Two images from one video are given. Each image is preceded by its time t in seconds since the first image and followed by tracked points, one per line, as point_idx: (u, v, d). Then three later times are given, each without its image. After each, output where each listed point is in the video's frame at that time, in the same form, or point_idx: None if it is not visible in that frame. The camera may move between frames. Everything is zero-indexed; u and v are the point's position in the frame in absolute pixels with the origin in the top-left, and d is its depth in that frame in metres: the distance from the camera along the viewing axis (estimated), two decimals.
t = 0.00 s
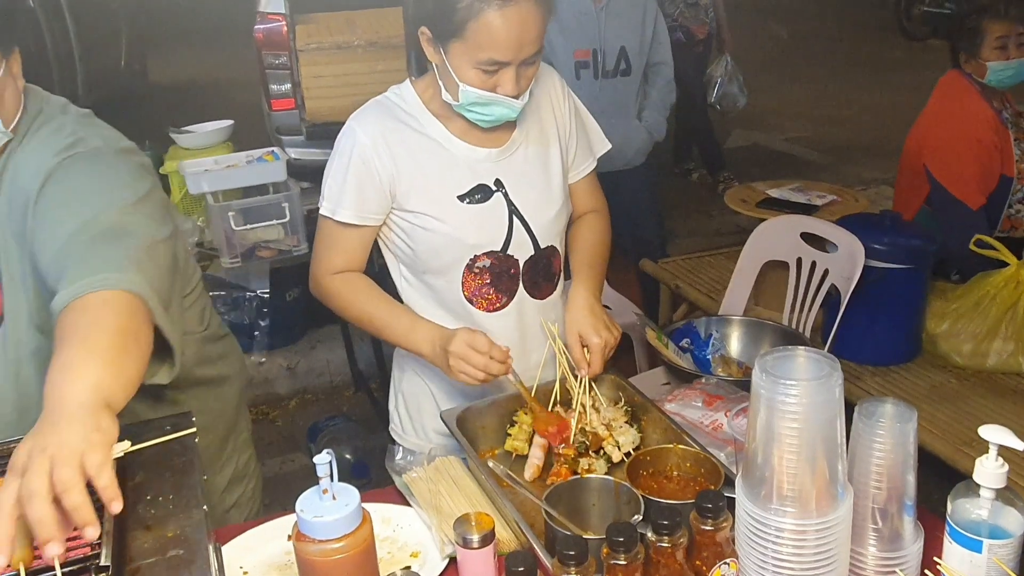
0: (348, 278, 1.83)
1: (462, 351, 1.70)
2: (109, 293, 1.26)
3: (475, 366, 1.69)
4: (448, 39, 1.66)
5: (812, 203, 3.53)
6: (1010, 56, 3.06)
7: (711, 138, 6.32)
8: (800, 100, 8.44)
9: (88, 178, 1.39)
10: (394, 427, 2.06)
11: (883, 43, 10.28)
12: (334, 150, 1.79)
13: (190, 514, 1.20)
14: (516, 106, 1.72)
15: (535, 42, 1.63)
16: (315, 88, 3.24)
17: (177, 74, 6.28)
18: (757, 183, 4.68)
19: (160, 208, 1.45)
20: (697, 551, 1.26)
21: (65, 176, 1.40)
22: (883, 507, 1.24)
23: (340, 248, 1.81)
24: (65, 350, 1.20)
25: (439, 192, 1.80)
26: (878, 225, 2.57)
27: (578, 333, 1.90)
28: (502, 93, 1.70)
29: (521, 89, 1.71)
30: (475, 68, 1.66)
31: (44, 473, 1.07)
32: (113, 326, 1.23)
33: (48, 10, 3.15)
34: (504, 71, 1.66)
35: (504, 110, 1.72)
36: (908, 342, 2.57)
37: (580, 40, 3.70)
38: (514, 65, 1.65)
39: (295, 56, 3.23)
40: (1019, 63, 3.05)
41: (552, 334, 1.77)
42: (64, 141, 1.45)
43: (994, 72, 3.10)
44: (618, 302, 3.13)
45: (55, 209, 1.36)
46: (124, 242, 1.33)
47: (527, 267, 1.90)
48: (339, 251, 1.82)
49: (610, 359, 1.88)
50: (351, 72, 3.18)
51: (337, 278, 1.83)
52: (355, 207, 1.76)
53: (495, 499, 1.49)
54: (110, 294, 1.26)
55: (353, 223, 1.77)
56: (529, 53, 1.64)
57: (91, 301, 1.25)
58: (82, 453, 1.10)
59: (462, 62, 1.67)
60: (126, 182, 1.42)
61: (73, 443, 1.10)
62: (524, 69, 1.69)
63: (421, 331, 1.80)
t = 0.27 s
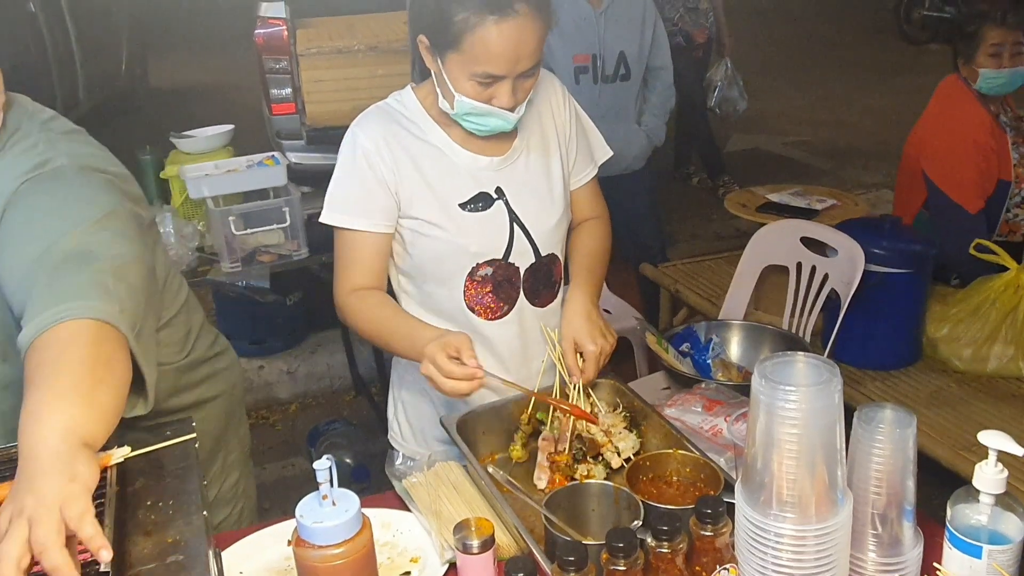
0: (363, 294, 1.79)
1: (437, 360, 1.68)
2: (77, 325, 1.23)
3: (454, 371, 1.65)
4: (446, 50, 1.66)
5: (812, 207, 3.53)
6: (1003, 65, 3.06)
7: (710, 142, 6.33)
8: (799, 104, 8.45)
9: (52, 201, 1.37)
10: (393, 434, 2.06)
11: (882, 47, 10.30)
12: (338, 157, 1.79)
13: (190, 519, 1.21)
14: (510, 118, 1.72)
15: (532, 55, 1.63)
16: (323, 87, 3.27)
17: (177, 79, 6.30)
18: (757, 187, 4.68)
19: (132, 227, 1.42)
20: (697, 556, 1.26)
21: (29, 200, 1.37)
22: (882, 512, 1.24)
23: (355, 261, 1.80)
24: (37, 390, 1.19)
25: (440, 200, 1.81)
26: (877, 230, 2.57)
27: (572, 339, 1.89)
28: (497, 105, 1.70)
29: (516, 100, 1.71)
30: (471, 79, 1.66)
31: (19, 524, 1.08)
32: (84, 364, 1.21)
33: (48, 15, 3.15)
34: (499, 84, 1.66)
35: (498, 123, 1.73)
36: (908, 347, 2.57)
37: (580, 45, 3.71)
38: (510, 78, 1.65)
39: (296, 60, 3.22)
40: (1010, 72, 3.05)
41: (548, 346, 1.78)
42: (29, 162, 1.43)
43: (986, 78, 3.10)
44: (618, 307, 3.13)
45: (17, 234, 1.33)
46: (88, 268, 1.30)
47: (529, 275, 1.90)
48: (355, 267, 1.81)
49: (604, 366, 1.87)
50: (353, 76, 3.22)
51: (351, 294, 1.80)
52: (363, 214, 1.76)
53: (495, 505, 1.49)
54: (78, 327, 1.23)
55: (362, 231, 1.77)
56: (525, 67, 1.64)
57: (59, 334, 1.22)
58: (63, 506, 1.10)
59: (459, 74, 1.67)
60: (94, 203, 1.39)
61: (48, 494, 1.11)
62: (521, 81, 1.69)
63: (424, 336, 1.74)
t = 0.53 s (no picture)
0: (425, 326, 1.71)
1: (565, 429, 1.56)
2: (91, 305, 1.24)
3: (585, 441, 1.55)
4: (434, 69, 1.65)
5: (812, 213, 3.53)
6: (1000, 73, 3.08)
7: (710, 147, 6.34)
8: (798, 109, 8.47)
9: (57, 197, 1.37)
10: (392, 440, 2.06)
11: (881, 52, 10.32)
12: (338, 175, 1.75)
13: (190, 526, 1.20)
14: (501, 134, 1.72)
15: (518, 72, 1.60)
16: (323, 92, 3.28)
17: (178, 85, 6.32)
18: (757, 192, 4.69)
19: (136, 221, 1.43)
20: (698, 563, 1.26)
21: (31, 199, 1.37)
22: (883, 519, 1.24)
23: (389, 286, 1.73)
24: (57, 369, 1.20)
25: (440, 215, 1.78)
26: (878, 236, 2.57)
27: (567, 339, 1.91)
28: (486, 122, 1.69)
29: (507, 117, 1.70)
30: (460, 97, 1.65)
31: (45, 497, 1.08)
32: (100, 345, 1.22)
33: (50, 19, 3.16)
34: (488, 102, 1.64)
35: (490, 138, 1.73)
36: (909, 353, 2.57)
37: (579, 51, 3.72)
38: (500, 96, 1.63)
39: (296, 66, 3.22)
40: (1008, 80, 3.06)
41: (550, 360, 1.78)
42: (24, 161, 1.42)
43: (984, 86, 3.11)
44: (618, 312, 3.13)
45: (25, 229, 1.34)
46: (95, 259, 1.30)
47: (530, 284, 1.90)
48: (395, 296, 1.73)
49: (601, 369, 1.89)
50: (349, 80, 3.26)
51: (415, 323, 1.72)
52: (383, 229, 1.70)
53: (496, 511, 1.48)
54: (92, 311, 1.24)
55: (387, 248, 1.71)
56: (512, 86, 1.62)
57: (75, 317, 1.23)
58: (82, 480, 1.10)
59: (448, 92, 1.66)
60: (97, 197, 1.39)
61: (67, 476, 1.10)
62: (511, 99, 1.67)
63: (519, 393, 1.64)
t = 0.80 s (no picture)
0: (402, 331, 1.72)
1: (512, 421, 1.58)
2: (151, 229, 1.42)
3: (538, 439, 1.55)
4: (435, 75, 1.64)
5: (811, 216, 3.53)
6: (999, 77, 3.08)
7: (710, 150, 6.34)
8: (798, 112, 8.48)
9: (103, 157, 1.52)
10: (392, 443, 2.06)
11: (880, 55, 10.33)
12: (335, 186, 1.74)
13: (187, 528, 1.20)
14: (502, 140, 1.72)
15: (523, 79, 1.62)
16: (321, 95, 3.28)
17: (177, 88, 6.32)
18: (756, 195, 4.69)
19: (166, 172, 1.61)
20: (696, 566, 1.26)
21: (71, 160, 1.51)
22: (882, 522, 1.24)
23: (381, 294, 1.73)
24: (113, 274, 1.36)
25: (439, 222, 1.78)
26: (878, 238, 2.57)
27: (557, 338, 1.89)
28: (488, 128, 1.70)
29: (508, 122, 1.70)
30: (462, 104, 1.65)
31: (85, 360, 1.18)
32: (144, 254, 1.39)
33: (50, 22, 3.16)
34: (492, 108, 1.65)
35: (492, 144, 1.73)
36: (908, 356, 2.57)
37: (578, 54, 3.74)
38: (502, 102, 1.64)
39: (296, 68, 3.21)
40: (1007, 84, 3.07)
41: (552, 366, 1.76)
42: (60, 127, 1.55)
43: (982, 91, 3.11)
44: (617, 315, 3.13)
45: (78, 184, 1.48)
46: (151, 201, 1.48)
47: (531, 287, 1.90)
48: (384, 300, 1.73)
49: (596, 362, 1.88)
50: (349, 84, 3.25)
51: (394, 330, 1.72)
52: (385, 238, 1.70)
53: (494, 514, 1.48)
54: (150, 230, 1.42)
55: (377, 258, 1.71)
56: (516, 91, 1.63)
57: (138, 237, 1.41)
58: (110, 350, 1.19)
59: (450, 99, 1.66)
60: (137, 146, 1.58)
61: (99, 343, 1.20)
62: (513, 104, 1.68)
63: (487, 386, 1.64)
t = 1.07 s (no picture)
0: (373, 331, 1.72)
1: (520, 427, 1.60)
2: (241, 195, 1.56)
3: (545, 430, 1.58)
4: (430, 75, 1.64)
5: (811, 217, 3.53)
6: (999, 78, 3.09)
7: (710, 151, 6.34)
8: (797, 113, 8.48)
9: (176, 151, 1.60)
10: (392, 443, 2.06)
11: (880, 56, 10.34)
12: (331, 188, 1.73)
13: (186, 529, 1.20)
14: (498, 140, 1.71)
15: (520, 80, 1.62)
16: (322, 97, 3.33)
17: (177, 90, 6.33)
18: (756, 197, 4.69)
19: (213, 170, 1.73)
20: (696, 566, 1.26)
21: (148, 152, 1.59)
22: (882, 522, 1.24)
23: (351, 295, 1.73)
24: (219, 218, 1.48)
25: (433, 224, 1.78)
26: (876, 239, 2.57)
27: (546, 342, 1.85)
28: (485, 129, 1.69)
29: (504, 123, 1.69)
30: (458, 105, 1.65)
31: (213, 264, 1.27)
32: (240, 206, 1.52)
33: (49, 24, 3.16)
34: (488, 108, 1.65)
35: (487, 144, 1.71)
36: (908, 357, 2.57)
37: (576, 55, 3.73)
38: (498, 103, 1.64)
39: (296, 69, 3.26)
40: (1006, 86, 3.07)
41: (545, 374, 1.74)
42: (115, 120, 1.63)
43: (981, 91, 3.12)
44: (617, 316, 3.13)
45: (158, 172, 1.57)
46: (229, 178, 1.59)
47: (528, 288, 1.90)
48: (354, 299, 1.73)
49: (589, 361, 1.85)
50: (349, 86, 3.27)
51: (362, 330, 1.72)
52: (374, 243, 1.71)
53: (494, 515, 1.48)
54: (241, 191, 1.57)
55: (363, 261, 1.71)
56: (513, 91, 1.63)
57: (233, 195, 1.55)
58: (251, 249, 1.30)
59: (446, 98, 1.66)
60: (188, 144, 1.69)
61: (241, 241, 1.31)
62: (509, 104, 1.68)
63: (467, 383, 1.67)
